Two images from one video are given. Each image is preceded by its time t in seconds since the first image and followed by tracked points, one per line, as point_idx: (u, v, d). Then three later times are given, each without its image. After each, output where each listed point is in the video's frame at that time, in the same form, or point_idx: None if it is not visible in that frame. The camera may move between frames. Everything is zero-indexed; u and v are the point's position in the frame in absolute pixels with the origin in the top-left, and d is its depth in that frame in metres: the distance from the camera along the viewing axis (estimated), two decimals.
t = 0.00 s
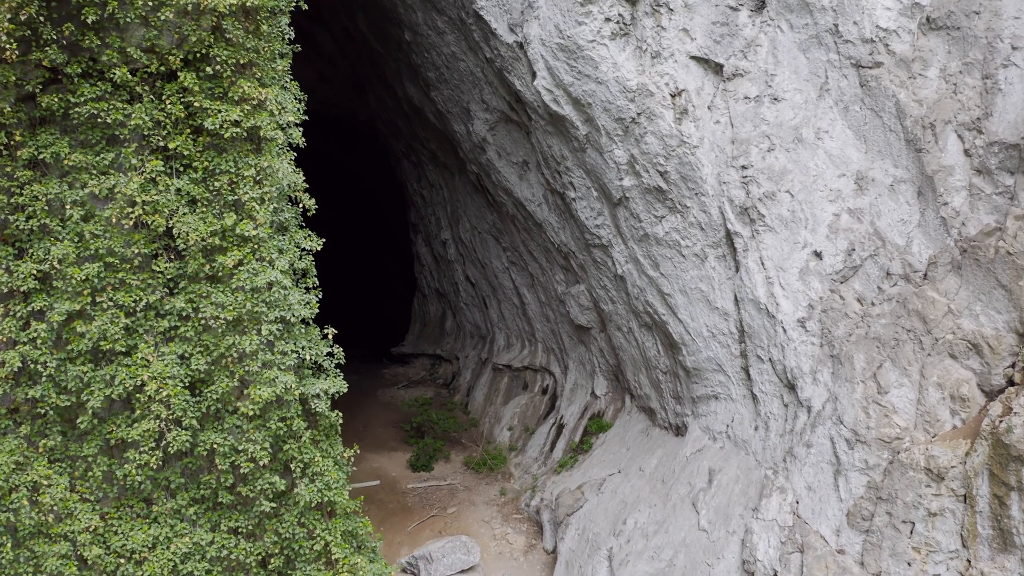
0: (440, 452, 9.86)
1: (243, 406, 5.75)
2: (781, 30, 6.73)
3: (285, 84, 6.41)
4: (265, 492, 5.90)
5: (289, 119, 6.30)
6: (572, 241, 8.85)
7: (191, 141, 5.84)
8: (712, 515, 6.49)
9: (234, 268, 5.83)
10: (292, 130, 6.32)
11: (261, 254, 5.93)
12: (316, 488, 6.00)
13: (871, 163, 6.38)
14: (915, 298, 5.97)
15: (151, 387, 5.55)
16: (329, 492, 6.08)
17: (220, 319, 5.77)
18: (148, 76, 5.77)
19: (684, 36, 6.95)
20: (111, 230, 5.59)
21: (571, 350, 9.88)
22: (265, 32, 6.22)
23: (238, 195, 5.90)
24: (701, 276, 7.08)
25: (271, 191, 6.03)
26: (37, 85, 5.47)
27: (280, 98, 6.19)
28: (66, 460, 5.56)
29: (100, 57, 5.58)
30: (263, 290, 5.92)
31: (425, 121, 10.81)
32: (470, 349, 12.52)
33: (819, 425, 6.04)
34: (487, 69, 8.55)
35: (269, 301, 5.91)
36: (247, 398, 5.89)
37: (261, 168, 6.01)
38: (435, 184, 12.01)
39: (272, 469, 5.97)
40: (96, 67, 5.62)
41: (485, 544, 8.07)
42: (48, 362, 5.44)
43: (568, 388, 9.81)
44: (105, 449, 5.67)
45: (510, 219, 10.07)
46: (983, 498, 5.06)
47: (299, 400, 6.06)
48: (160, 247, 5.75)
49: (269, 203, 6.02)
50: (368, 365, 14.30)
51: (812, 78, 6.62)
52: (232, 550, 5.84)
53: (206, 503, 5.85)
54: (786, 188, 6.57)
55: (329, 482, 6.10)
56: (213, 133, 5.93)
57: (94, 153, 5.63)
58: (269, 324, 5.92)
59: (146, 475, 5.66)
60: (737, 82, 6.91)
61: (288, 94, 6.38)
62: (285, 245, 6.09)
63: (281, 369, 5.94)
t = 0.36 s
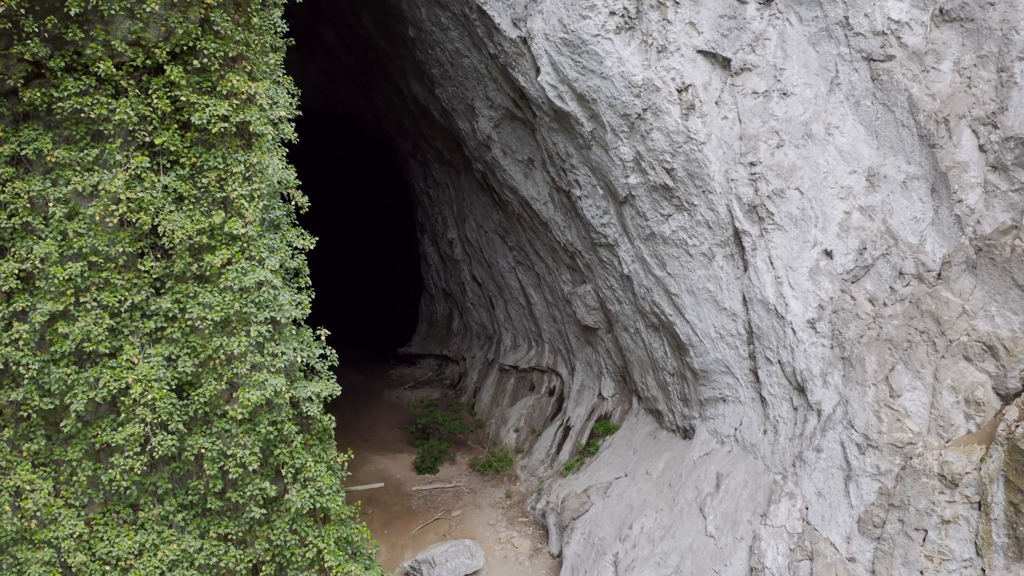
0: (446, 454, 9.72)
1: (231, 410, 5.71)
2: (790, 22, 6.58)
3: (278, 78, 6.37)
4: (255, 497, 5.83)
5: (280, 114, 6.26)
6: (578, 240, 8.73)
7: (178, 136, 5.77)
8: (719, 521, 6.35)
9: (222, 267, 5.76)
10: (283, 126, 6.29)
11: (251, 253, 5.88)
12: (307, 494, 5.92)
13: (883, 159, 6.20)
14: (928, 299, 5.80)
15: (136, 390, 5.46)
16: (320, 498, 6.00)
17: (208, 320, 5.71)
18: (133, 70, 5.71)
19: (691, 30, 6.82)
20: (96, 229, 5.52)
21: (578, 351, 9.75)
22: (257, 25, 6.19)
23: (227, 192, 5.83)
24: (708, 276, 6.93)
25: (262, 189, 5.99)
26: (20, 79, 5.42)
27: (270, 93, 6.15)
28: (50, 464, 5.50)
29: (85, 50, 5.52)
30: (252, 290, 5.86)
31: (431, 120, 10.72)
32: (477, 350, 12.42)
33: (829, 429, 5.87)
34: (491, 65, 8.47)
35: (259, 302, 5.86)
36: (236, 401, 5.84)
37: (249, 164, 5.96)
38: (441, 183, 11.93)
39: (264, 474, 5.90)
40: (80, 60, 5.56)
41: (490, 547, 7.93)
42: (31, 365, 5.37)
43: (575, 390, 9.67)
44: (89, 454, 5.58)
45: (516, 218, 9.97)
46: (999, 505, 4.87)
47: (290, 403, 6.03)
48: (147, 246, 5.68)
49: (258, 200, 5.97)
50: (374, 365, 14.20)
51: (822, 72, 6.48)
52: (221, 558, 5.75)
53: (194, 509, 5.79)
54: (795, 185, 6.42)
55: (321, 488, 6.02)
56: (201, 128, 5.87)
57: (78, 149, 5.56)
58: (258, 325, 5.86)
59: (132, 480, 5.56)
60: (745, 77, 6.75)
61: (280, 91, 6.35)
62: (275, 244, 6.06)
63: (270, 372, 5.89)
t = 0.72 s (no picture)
0: (451, 456, 9.63)
1: (219, 414, 5.61)
2: (799, 15, 6.40)
3: (269, 71, 6.34)
4: (245, 504, 5.75)
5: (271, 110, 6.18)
6: (584, 239, 8.62)
7: (164, 132, 5.72)
8: (727, 526, 6.21)
9: (210, 266, 5.68)
10: (274, 121, 6.20)
11: (239, 251, 5.79)
12: (299, 500, 5.81)
13: (895, 155, 6.02)
14: (943, 299, 5.60)
15: (120, 394, 5.38)
16: (313, 504, 5.91)
17: (194, 320, 5.62)
18: (119, 64, 5.65)
19: (697, 23, 6.68)
20: (80, 228, 5.44)
21: (585, 352, 9.62)
22: (248, 17, 6.13)
23: (214, 189, 5.77)
24: (717, 275, 6.79)
25: (252, 186, 5.89)
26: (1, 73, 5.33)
27: (259, 86, 6.07)
28: (35, 470, 5.39)
29: (69, 43, 5.45)
30: (240, 290, 5.76)
31: (436, 118, 10.65)
32: (484, 350, 12.33)
33: (840, 434, 5.70)
34: (495, 61, 8.37)
35: (248, 302, 5.76)
36: (224, 405, 5.75)
37: (238, 160, 5.89)
38: (447, 182, 11.85)
39: (254, 480, 5.82)
40: (64, 54, 5.49)
41: (495, 551, 7.84)
42: (13, 368, 5.25)
43: (582, 391, 9.54)
44: (73, 458, 5.50)
45: (522, 217, 9.87)
46: (1015, 513, 4.70)
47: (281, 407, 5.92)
48: (133, 245, 5.61)
49: (246, 197, 5.88)
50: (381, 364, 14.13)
51: (832, 65, 6.29)
52: (209, 566, 5.67)
53: (182, 515, 5.72)
54: (805, 182, 6.24)
55: (314, 494, 5.92)
56: (188, 123, 5.82)
57: (62, 145, 5.47)
58: (246, 326, 5.76)
59: (117, 486, 5.49)
60: (754, 71, 6.58)
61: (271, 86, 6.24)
62: (265, 242, 5.96)
63: (260, 375, 5.78)
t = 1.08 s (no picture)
0: (457, 458, 9.54)
1: (206, 419, 5.47)
2: (808, 7, 6.23)
3: (259, 65, 6.21)
4: (234, 510, 5.64)
5: (260, 103, 6.11)
6: (590, 238, 8.49)
7: (149, 127, 5.61)
8: (735, 533, 6.05)
9: (196, 266, 5.60)
10: (263, 116, 6.12)
11: (227, 250, 5.71)
12: (290, 507, 5.72)
13: (907, 151, 5.84)
14: (958, 299, 5.41)
15: (102, 397, 5.25)
16: (304, 511, 5.79)
17: (180, 321, 5.54)
18: (102, 58, 5.55)
19: (705, 16, 6.51)
20: (63, 225, 5.36)
21: (592, 353, 9.48)
22: (237, 9, 6.00)
23: (201, 185, 5.67)
24: (724, 275, 6.63)
25: (238, 182, 5.79)
26: None
27: (248, 79, 5.99)
28: (17, 474, 5.29)
29: (51, 36, 5.37)
30: (227, 291, 5.68)
31: (442, 115, 10.56)
32: (491, 351, 12.22)
33: (852, 438, 5.52)
34: (500, 57, 8.27)
35: (234, 303, 5.67)
36: (211, 408, 5.64)
37: (226, 155, 5.79)
38: (453, 181, 11.76)
39: (243, 487, 5.70)
40: (47, 48, 5.41)
41: (500, 554, 7.69)
42: None
43: (589, 393, 9.40)
44: (57, 463, 5.38)
45: (528, 216, 9.76)
46: None
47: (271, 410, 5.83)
48: (116, 244, 5.51)
49: (235, 194, 5.79)
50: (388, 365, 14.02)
51: (843, 59, 6.12)
52: (197, 573, 5.56)
53: (170, 522, 5.60)
54: (816, 179, 6.06)
55: (304, 500, 5.81)
56: (175, 117, 5.72)
57: (45, 141, 5.39)
58: (234, 327, 5.67)
59: (101, 492, 5.36)
60: (762, 65, 6.42)
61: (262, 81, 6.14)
62: (254, 240, 5.88)
63: (247, 377, 5.67)
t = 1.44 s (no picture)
0: (463, 460, 9.45)
1: (193, 423, 5.18)
2: None
3: (249, 57, 6.11)
4: (221, 516, 5.33)
5: (249, 96, 5.94)
6: (597, 237, 8.37)
7: (134, 121, 5.37)
8: (744, 539, 5.91)
9: (181, 265, 5.32)
10: (250, 109, 5.93)
11: (213, 248, 5.44)
12: (280, 514, 5.39)
13: (921, 146, 5.65)
14: (973, 300, 5.17)
15: (84, 399, 4.96)
16: (295, 518, 5.44)
17: (164, 322, 5.25)
18: (84, 50, 5.34)
19: (712, 8, 6.37)
20: (43, 222, 5.08)
21: (600, 354, 9.34)
22: None
23: (187, 181, 5.43)
24: (733, 275, 6.48)
25: (225, 177, 5.58)
26: None
27: (236, 72, 5.83)
28: None
29: (33, 28, 5.15)
30: (214, 290, 5.39)
31: (448, 113, 10.47)
32: (499, 352, 12.11)
33: (864, 443, 5.35)
34: (504, 53, 8.16)
35: (222, 302, 5.38)
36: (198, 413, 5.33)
37: (212, 150, 5.55)
38: (460, 179, 11.67)
39: (231, 492, 5.38)
40: (29, 40, 5.20)
41: (506, 558, 7.58)
42: None
43: (596, 394, 9.26)
44: (38, 467, 5.08)
45: (535, 214, 9.65)
46: None
47: (260, 414, 5.52)
48: (99, 242, 5.24)
49: (222, 190, 5.57)
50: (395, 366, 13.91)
51: (854, 51, 5.95)
52: None
53: (156, 528, 5.28)
54: (826, 175, 5.89)
55: (296, 506, 5.46)
56: (160, 111, 5.51)
57: (25, 135, 5.10)
58: (220, 328, 5.35)
59: (84, 497, 5.05)
60: (771, 58, 6.25)
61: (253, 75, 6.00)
62: (243, 238, 5.62)
63: (234, 382, 5.33)
